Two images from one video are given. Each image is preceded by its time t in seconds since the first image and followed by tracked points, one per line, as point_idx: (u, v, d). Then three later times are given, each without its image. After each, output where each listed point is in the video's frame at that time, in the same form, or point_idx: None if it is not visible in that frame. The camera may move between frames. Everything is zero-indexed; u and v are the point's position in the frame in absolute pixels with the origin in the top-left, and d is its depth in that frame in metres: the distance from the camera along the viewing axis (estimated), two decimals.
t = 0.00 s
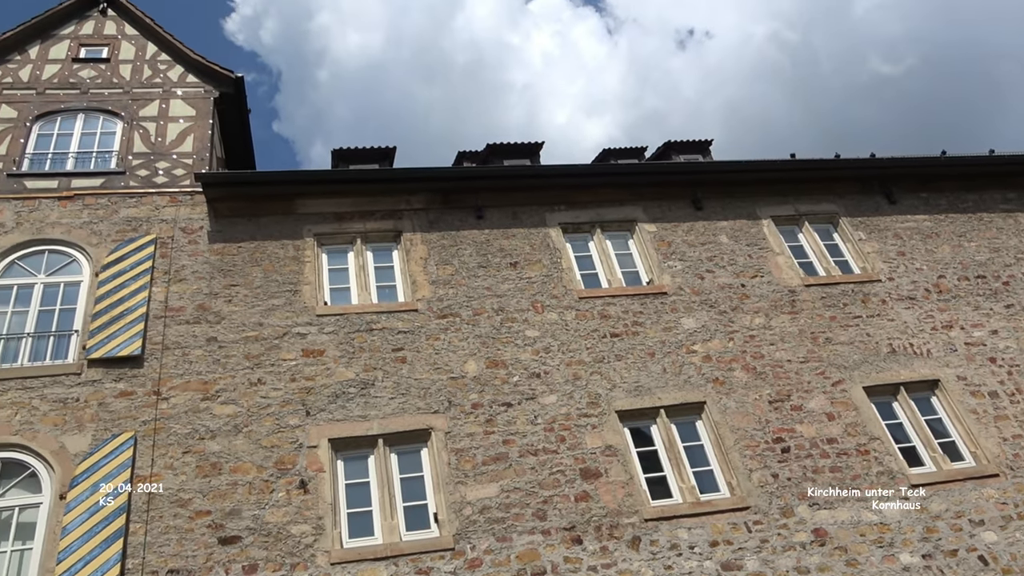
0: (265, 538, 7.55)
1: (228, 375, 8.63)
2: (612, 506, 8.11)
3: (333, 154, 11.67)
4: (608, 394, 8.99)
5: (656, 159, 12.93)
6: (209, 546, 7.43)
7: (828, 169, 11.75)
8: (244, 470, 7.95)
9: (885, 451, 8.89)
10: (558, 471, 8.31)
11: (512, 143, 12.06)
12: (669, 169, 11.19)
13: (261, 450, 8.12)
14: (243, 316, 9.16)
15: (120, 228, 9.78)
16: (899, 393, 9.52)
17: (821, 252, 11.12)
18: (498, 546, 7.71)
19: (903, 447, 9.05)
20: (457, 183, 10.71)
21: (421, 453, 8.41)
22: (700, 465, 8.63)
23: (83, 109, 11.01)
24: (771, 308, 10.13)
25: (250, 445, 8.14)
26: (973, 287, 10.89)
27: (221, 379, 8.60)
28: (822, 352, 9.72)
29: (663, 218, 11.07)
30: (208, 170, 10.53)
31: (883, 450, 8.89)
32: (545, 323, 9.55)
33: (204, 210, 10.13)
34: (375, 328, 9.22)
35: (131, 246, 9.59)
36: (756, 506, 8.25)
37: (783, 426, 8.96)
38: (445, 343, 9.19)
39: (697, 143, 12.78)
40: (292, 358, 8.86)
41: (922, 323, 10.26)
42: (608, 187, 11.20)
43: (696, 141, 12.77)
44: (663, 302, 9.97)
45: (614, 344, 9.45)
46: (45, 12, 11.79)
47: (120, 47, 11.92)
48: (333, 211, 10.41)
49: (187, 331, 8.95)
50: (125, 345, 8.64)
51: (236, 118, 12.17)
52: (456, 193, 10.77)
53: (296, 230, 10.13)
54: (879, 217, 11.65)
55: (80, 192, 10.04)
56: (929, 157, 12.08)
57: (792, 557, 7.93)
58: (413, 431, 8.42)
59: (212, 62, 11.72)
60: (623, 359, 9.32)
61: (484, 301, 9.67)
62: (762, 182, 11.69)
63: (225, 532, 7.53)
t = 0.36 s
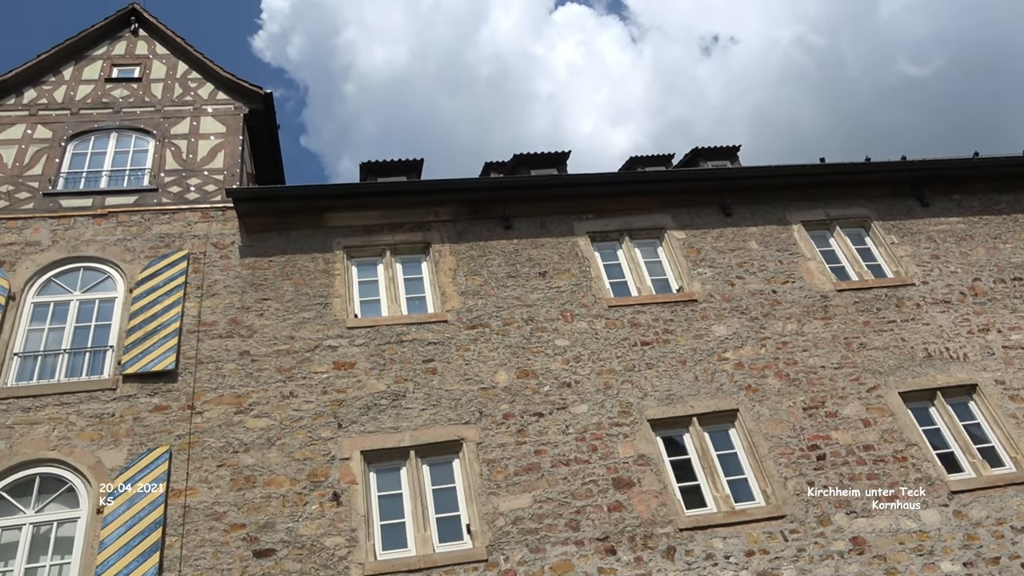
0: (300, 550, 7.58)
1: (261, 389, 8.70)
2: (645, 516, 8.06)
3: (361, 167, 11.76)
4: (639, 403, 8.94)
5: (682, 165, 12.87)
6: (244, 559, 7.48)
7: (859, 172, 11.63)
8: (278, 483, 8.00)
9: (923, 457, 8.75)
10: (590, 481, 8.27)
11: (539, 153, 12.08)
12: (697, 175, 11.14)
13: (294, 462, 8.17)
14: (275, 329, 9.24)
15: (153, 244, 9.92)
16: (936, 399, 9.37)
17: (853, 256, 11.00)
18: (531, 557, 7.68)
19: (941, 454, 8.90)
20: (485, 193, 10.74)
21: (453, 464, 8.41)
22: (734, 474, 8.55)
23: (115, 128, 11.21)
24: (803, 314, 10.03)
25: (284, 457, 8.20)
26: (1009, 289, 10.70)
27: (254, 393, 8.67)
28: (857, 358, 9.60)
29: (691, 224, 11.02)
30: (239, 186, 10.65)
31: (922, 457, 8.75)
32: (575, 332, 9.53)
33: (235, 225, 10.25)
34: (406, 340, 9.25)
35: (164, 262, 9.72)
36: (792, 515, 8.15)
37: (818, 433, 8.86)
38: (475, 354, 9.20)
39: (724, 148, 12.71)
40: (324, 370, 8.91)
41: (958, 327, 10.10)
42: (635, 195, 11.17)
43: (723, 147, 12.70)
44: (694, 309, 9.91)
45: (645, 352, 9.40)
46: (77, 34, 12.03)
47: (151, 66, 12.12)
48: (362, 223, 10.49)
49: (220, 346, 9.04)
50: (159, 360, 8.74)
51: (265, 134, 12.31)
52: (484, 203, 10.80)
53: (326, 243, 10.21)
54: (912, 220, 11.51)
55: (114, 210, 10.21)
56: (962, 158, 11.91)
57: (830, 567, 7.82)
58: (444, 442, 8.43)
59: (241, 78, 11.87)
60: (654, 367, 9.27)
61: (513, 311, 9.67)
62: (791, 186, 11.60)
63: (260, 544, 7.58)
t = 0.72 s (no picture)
0: (334, 562, 7.61)
1: (294, 401, 8.78)
2: (680, 526, 7.99)
3: (389, 180, 11.84)
4: (672, 411, 8.88)
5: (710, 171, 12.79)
6: (279, 571, 7.53)
7: (891, 175, 11.49)
8: (312, 495, 8.06)
9: (964, 464, 8.58)
10: (624, 491, 8.22)
11: (566, 162, 12.07)
12: (726, 181, 11.08)
13: (328, 474, 8.22)
14: (307, 342, 9.32)
15: (186, 260, 10.07)
16: (975, 403, 9.19)
17: (887, 260, 10.85)
18: (566, 568, 7.65)
19: (982, 460, 8.73)
20: (513, 204, 10.76)
21: (486, 475, 8.41)
22: (769, 482, 8.44)
23: (148, 147, 11.41)
24: (837, 319, 9.90)
25: (317, 469, 8.25)
26: None
27: (287, 406, 8.74)
28: (893, 363, 9.46)
29: (721, 231, 10.95)
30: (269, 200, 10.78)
31: (962, 463, 8.59)
32: (605, 341, 9.50)
33: (266, 240, 10.37)
34: (436, 351, 9.28)
35: (198, 277, 9.85)
36: (830, 523, 8.03)
37: (855, 440, 8.74)
38: (505, 364, 9.21)
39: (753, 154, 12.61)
40: (356, 382, 8.97)
41: (997, 331, 9.92)
42: (664, 202, 11.12)
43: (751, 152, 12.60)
44: (725, 316, 9.83)
45: (676, 360, 9.34)
46: (111, 55, 12.27)
47: (182, 85, 12.33)
48: (391, 235, 10.55)
49: (254, 359, 9.14)
50: (193, 374, 8.85)
51: (294, 149, 12.45)
52: (512, 214, 10.82)
53: (356, 256, 10.29)
54: (946, 222, 11.34)
55: (148, 227, 10.38)
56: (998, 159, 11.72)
57: None
58: (477, 453, 8.43)
59: (270, 95, 12.03)
60: (686, 375, 9.20)
61: (543, 321, 9.67)
62: (822, 191, 11.48)
63: (295, 556, 7.63)
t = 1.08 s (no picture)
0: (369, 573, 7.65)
1: (327, 414, 8.85)
2: (715, 535, 7.90)
3: (417, 192, 11.92)
4: (705, 419, 8.80)
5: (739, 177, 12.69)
6: None
7: (924, 176, 11.32)
8: (346, 506, 8.11)
9: (1007, 470, 8.39)
10: (658, 500, 8.16)
11: (593, 170, 12.06)
12: (755, 186, 10.99)
13: (362, 486, 8.26)
14: (339, 354, 9.40)
15: (220, 275, 10.22)
16: (1018, 408, 8.99)
17: (922, 263, 10.68)
18: None
19: None
20: (540, 213, 10.77)
21: (519, 485, 8.40)
22: (806, 490, 8.32)
23: (182, 164, 11.61)
24: (872, 324, 9.76)
25: (351, 481, 8.30)
26: None
27: (320, 418, 8.81)
28: (931, 368, 9.29)
29: (751, 236, 10.86)
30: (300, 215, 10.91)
31: (1006, 469, 8.40)
32: (636, 349, 9.45)
33: (297, 254, 10.49)
34: (467, 362, 9.30)
35: (231, 292, 9.98)
36: (870, 532, 7.89)
37: (893, 446, 8.59)
38: (536, 374, 9.20)
39: (782, 158, 12.50)
40: (388, 394, 9.01)
41: None
42: (692, 209, 11.06)
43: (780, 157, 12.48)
44: (757, 322, 9.74)
45: (708, 368, 9.27)
46: (144, 76, 12.53)
47: (213, 103, 12.55)
48: (421, 247, 10.62)
49: (287, 372, 9.23)
50: (228, 388, 8.96)
51: (323, 164, 12.60)
52: (540, 223, 10.83)
53: (386, 268, 10.37)
54: (983, 223, 11.14)
55: (182, 243, 10.55)
56: None
57: None
58: (509, 463, 8.43)
59: (299, 111, 12.19)
60: (718, 383, 9.12)
61: (573, 330, 9.65)
62: (853, 193, 11.34)
63: (330, 568, 7.67)
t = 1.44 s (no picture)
0: None
1: (359, 424, 8.91)
2: (752, 544, 7.80)
3: (444, 203, 11.97)
4: (739, 426, 8.70)
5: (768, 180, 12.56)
6: None
7: (958, 176, 11.11)
8: (380, 516, 8.14)
9: None
10: (692, 509, 8.08)
11: (620, 177, 12.02)
12: (785, 189, 10.87)
13: (395, 496, 8.30)
14: (371, 365, 9.47)
15: (253, 288, 10.35)
16: None
17: (959, 264, 10.47)
18: None
19: None
20: (568, 222, 10.76)
21: (551, 494, 8.37)
22: (844, 497, 8.17)
23: (215, 180, 11.81)
24: (909, 327, 9.58)
25: (384, 491, 8.35)
26: None
27: (353, 429, 8.87)
28: (971, 371, 9.10)
29: (782, 240, 10.73)
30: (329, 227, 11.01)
31: None
32: (668, 356, 9.38)
33: (328, 266, 10.59)
34: (497, 371, 9.31)
35: (264, 304, 10.10)
36: (912, 540, 7.73)
37: (934, 452, 8.42)
38: (567, 382, 9.17)
39: (812, 160, 12.33)
40: (419, 404, 9.05)
41: None
42: (721, 214, 10.96)
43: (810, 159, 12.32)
44: (790, 327, 9.61)
45: (741, 374, 9.16)
46: (177, 95, 12.78)
47: (244, 119, 12.74)
48: (449, 257, 10.66)
49: (319, 383, 9.31)
50: (262, 400, 9.06)
51: (352, 177, 12.72)
52: (567, 231, 10.81)
53: (415, 279, 10.43)
54: (1021, 222, 10.90)
55: (216, 258, 10.72)
56: None
57: None
58: (542, 472, 8.41)
59: (327, 125, 12.33)
60: (752, 389, 9.02)
61: (603, 337, 9.61)
62: (886, 195, 11.17)
63: None
